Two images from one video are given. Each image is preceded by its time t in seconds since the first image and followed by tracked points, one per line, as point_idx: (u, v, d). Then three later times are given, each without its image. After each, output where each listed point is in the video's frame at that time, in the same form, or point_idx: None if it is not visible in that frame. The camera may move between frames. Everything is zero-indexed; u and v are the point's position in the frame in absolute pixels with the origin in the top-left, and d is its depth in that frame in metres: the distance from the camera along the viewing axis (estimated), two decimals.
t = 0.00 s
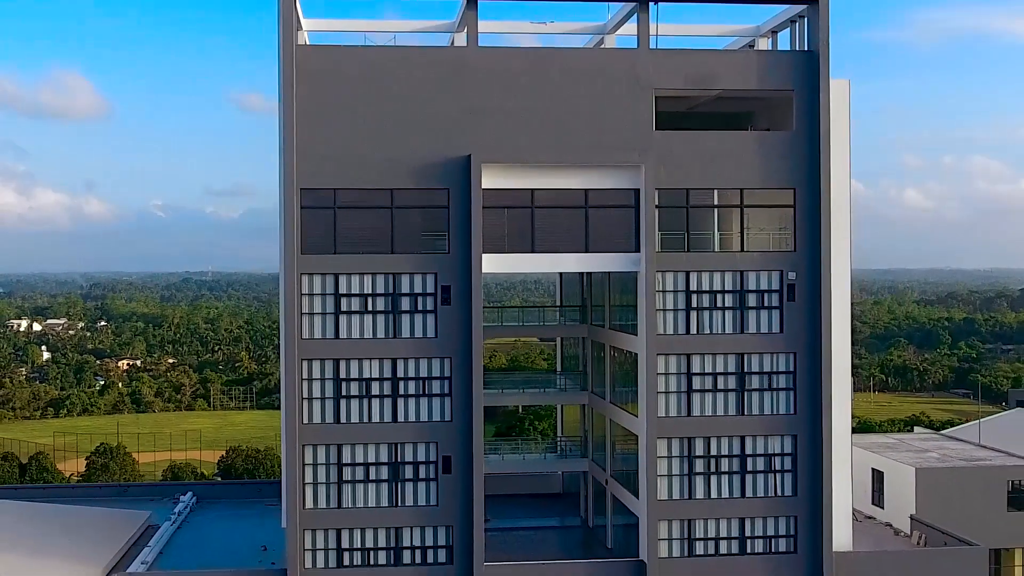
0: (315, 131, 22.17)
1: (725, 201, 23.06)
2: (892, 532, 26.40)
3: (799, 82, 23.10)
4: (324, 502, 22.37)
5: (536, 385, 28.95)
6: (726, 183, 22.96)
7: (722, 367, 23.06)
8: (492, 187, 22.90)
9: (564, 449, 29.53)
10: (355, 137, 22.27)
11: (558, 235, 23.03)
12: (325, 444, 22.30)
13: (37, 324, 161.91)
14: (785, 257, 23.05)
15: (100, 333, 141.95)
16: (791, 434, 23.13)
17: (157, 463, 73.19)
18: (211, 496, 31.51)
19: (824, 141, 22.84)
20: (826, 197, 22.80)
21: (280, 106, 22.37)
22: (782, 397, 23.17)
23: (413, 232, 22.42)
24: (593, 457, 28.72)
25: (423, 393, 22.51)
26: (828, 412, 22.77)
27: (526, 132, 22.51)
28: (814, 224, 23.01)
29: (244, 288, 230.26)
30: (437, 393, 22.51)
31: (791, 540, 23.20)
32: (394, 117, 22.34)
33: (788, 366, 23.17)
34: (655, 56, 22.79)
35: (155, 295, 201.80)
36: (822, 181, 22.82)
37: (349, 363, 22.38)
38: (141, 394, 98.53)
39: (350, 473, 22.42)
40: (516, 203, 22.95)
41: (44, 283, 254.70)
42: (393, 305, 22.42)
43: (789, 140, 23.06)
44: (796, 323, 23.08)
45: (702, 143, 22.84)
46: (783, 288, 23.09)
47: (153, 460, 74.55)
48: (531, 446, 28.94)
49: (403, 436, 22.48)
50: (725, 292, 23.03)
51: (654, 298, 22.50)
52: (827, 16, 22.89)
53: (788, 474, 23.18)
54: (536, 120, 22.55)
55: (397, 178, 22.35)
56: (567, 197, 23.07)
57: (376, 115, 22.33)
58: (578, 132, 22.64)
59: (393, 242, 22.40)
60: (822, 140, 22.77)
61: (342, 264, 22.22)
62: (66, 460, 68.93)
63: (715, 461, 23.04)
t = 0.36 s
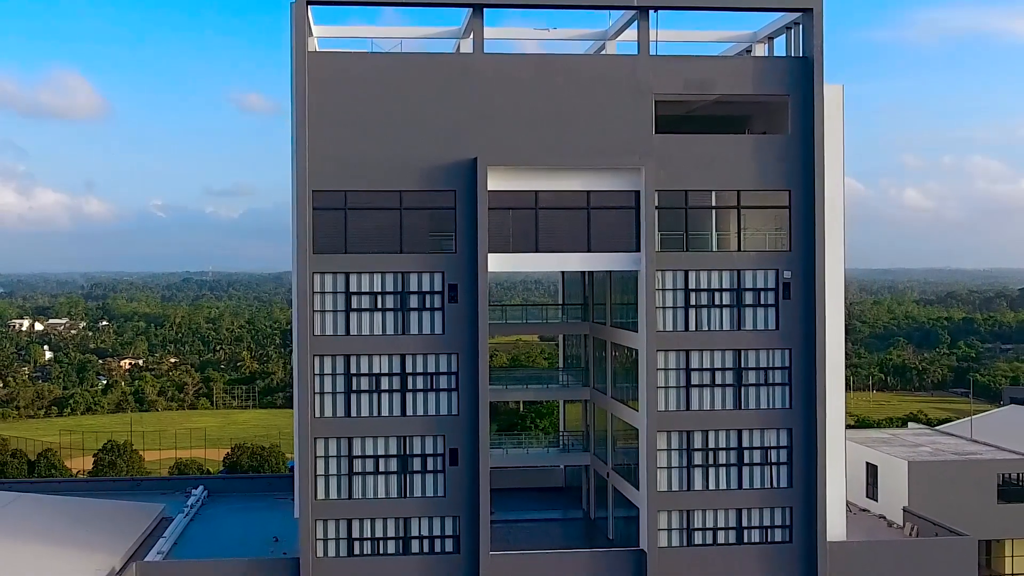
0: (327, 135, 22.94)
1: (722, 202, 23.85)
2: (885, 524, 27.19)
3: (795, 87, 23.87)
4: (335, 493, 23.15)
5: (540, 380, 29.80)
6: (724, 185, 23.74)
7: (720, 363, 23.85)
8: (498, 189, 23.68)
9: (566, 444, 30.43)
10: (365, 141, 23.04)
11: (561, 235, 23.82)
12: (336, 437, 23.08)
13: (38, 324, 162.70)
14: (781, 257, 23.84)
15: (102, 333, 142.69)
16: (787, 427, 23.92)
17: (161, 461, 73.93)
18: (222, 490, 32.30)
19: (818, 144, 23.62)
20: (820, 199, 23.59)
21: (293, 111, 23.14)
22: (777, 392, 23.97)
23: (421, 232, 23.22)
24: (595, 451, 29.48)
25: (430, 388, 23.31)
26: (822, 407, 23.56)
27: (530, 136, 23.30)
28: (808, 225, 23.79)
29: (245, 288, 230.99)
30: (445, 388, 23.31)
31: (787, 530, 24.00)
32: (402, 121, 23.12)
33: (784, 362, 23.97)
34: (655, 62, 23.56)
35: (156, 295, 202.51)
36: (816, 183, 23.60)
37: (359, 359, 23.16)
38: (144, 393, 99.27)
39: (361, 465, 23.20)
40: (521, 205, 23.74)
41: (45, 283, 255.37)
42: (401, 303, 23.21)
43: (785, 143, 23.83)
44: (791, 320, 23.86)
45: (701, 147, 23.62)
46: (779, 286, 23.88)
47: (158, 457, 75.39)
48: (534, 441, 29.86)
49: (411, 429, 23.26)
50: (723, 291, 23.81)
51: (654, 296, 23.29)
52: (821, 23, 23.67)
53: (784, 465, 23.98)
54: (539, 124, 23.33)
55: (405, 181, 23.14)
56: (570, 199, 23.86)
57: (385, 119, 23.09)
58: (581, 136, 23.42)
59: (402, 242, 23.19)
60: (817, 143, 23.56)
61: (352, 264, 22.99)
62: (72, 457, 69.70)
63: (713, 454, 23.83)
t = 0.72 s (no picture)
0: (339, 139, 23.86)
1: (719, 204, 24.78)
2: (877, 514, 28.13)
3: (789, 93, 24.79)
4: (347, 484, 24.08)
5: (542, 376, 30.73)
6: (720, 187, 24.67)
7: (717, 358, 24.78)
8: (503, 191, 24.61)
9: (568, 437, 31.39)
10: (376, 144, 23.97)
11: (563, 235, 24.76)
12: (348, 429, 24.02)
13: (41, 323, 163.45)
14: (775, 256, 24.77)
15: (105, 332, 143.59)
16: (781, 420, 24.85)
17: (166, 458, 74.79)
18: (234, 482, 33.24)
19: (811, 148, 24.54)
20: (814, 200, 24.52)
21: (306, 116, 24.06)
22: (772, 386, 24.90)
23: (429, 232, 24.15)
24: (596, 444, 30.42)
25: (438, 382, 24.23)
26: (815, 400, 24.50)
27: (534, 140, 24.23)
28: (802, 225, 24.73)
29: (246, 288, 231.89)
30: (452, 382, 24.23)
31: (781, 519, 24.93)
32: (412, 126, 24.05)
33: (779, 357, 24.89)
34: (654, 69, 24.49)
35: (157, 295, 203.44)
36: (810, 185, 24.54)
37: (370, 354, 24.09)
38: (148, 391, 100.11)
39: (372, 457, 24.14)
40: (525, 206, 24.67)
41: (46, 283, 256.15)
42: (411, 300, 24.13)
43: (780, 147, 24.76)
44: (785, 317, 24.79)
45: (698, 151, 24.55)
46: (774, 284, 24.81)
47: (164, 454, 76.33)
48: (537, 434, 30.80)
49: (420, 422, 24.19)
50: (720, 289, 24.74)
51: (653, 294, 24.21)
52: (815, 32, 24.59)
53: (779, 457, 24.92)
54: (543, 128, 24.26)
55: (414, 183, 24.07)
56: (573, 201, 24.80)
57: (394, 124, 24.02)
58: (583, 140, 24.35)
59: (411, 242, 24.11)
60: (810, 146, 24.49)
61: (364, 263, 23.92)
62: (80, 454, 70.64)
63: (710, 446, 24.77)
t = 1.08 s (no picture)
0: (350, 143, 24.80)
1: (716, 205, 25.73)
2: (870, 506, 29.07)
3: (783, 99, 25.72)
4: (359, 475, 25.04)
5: (545, 372, 31.68)
6: (717, 190, 25.61)
7: (714, 354, 25.72)
8: (508, 193, 25.56)
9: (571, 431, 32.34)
10: (386, 148, 24.91)
11: (566, 235, 25.72)
12: (359, 422, 24.98)
13: (44, 322, 164.28)
14: (770, 256, 25.71)
15: (108, 332, 144.50)
16: (776, 414, 25.80)
17: (172, 455, 75.62)
18: (246, 475, 34.22)
19: (805, 151, 25.48)
20: (807, 202, 25.46)
21: (319, 121, 25.01)
22: (767, 381, 25.85)
23: (437, 233, 25.09)
24: (598, 438, 31.37)
25: (446, 377, 25.18)
26: (809, 394, 25.45)
27: (538, 144, 25.17)
28: (795, 226, 25.67)
29: (247, 288, 232.58)
30: (460, 377, 25.19)
31: (776, 510, 25.87)
32: (420, 130, 24.98)
33: (774, 353, 25.84)
34: (653, 76, 25.43)
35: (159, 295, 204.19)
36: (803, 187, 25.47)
37: (380, 350, 25.04)
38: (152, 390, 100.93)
39: (382, 449, 25.09)
40: (529, 208, 25.63)
41: (49, 283, 257.07)
42: (420, 298, 25.08)
43: (774, 150, 25.70)
44: (780, 315, 25.74)
45: (695, 154, 25.49)
46: (769, 283, 25.75)
47: (170, 452, 77.28)
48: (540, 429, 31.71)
49: (428, 415, 25.15)
50: (717, 287, 25.69)
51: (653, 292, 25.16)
52: (808, 39, 25.52)
53: (773, 449, 25.87)
54: (547, 133, 25.20)
55: (422, 185, 25.01)
56: (575, 202, 25.76)
57: (403, 128, 24.95)
58: (585, 144, 25.28)
59: (420, 242, 25.06)
60: (804, 150, 25.43)
61: (374, 262, 24.86)
62: (88, 451, 71.62)
63: (707, 439, 25.72)
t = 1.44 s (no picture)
0: (359, 147, 25.65)
1: (713, 207, 26.59)
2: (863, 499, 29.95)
3: (778, 104, 26.56)
4: (367, 468, 25.91)
5: (547, 369, 32.51)
6: (714, 192, 26.46)
7: (711, 351, 26.58)
8: (512, 195, 26.43)
9: (573, 427, 33.17)
10: (394, 152, 25.77)
11: (568, 236, 26.61)
12: (368, 417, 25.84)
13: (45, 322, 164.95)
14: (765, 256, 26.57)
15: (111, 332, 145.24)
16: (771, 409, 26.65)
17: (176, 453, 76.39)
18: (255, 470, 35.12)
19: (799, 154, 26.33)
20: (801, 204, 26.32)
21: (329, 126, 25.86)
22: (762, 376, 26.71)
23: (443, 234, 25.96)
24: (598, 433, 32.23)
25: (452, 373, 26.05)
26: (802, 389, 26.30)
27: (541, 148, 26.02)
28: (789, 226, 26.54)
29: (249, 288, 233.43)
30: (465, 373, 26.05)
31: (771, 501, 26.73)
32: (426, 134, 25.83)
33: (769, 350, 26.69)
34: (652, 81, 26.27)
35: (161, 295, 205.01)
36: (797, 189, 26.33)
37: (388, 348, 25.90)
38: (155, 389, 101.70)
39: (390, 442, 25.95)
40: (532, 210, 26.52)
41: (50, 283, 257.82)
42: (426, 297, 25.94)
43: (769, 154, 26.56)
44: (775, 313, 26.59)
45: (693, 158, 26.36)
46: (763, 282, 26.63)
47: (174, 450, 77.97)
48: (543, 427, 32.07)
49: (435, 410, 26.01)
50: (714, 286, 26.57)
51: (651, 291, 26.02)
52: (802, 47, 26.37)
53: (768, 443, 26.73)
54: (549, 137, 26.05)
55: (429, 188, 25.87)
56: (576, 204, 26.64)
57: (411, 132, 25.81)
58: (586, 147, 26.13)
59: (427, 243, 25.94)
60: (798, 153, 26.29)
61: (383, 262, 25.71)
62: (94, 449, 72.45)
63: (704, 433, 26.57)
